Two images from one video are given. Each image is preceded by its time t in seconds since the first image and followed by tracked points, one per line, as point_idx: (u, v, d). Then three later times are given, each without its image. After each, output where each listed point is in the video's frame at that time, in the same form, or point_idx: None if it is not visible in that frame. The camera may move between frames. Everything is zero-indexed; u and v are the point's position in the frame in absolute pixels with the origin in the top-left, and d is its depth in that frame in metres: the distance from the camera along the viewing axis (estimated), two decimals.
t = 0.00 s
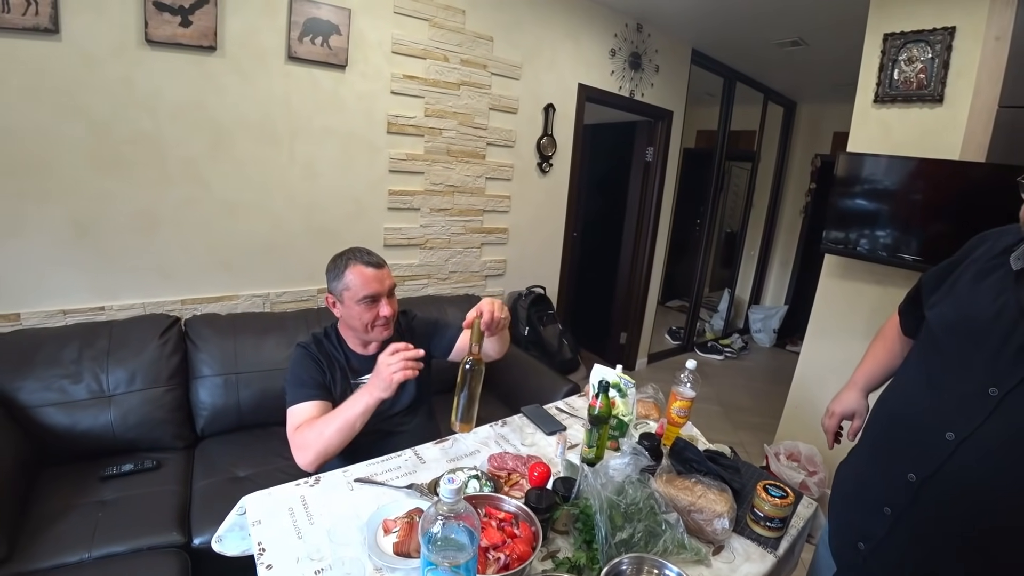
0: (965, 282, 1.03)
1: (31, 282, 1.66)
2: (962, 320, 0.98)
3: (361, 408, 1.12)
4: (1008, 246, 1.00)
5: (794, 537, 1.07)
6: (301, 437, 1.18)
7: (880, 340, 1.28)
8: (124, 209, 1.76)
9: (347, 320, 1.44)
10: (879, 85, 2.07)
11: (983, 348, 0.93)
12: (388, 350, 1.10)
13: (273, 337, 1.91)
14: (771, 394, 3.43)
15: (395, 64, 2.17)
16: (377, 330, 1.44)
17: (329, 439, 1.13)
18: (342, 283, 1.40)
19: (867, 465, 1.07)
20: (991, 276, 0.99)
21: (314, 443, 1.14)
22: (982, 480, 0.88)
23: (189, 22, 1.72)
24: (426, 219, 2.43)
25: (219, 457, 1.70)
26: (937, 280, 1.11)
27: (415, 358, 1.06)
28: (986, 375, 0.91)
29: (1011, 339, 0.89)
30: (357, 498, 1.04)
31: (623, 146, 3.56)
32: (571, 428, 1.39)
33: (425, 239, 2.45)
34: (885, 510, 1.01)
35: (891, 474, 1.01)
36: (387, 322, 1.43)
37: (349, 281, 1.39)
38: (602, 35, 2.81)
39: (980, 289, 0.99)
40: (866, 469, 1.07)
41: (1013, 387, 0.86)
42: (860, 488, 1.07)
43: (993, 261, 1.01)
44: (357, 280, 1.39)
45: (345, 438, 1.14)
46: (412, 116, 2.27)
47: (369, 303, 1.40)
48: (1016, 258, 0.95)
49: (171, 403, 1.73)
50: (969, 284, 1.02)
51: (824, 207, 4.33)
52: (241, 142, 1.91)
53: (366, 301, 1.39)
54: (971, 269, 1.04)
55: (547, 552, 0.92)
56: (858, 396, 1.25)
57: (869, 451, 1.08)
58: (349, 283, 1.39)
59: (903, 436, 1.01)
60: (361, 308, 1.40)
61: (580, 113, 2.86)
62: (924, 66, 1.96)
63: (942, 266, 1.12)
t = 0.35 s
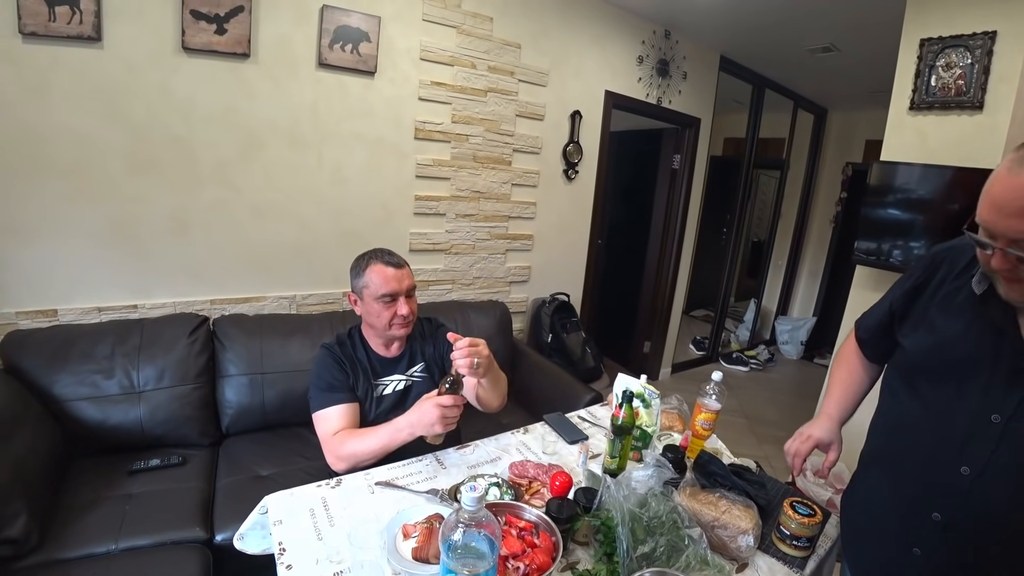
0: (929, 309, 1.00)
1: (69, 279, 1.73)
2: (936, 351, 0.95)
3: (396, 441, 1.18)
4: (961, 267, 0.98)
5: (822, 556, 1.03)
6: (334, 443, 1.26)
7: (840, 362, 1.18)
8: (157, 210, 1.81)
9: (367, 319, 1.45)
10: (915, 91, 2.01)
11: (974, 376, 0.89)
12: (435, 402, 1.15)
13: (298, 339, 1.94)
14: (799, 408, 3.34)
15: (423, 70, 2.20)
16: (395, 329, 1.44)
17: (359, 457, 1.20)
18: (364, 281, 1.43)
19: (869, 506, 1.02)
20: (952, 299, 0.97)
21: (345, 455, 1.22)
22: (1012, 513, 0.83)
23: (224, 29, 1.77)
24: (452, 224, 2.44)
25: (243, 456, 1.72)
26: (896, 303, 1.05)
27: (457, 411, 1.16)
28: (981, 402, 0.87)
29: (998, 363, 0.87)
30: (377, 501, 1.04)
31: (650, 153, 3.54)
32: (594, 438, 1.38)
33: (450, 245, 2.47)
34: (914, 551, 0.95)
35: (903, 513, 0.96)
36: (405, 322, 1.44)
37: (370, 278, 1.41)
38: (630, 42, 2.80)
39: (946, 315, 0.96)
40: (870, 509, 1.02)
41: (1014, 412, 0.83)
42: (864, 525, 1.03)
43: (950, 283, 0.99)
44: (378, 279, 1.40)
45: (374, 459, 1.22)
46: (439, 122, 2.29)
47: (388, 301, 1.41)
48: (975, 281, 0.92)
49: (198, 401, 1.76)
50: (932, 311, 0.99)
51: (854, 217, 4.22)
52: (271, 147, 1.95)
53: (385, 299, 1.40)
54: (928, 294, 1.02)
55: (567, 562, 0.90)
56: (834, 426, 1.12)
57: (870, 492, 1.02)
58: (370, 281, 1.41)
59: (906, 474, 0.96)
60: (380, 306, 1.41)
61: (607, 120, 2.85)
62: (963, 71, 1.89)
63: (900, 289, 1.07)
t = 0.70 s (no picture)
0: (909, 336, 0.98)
1: (103, 278, 1.80)
2: (921, 376, 0.93)
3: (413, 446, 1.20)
4: (932, 292, 0.99)
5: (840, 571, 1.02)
6: (354, 445, 1.29)
7: (835, 414, 1.13)
8: (187, 214, 1.87)
9: (390, 321, 1.48)
10: (941, 103, 1.98)
11: (961, 396, 0.89)
12: (454, 408, 1.19)
13: (320, 341, 1.98)
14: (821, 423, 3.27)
15: (447, 80, 2.24)
16: (417, 332, 1.46)
17: (377, 461, 1.23)
18: (387, 284, 1.45)
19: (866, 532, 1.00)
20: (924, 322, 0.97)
21: (365, 458, 1.25)
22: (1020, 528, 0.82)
23: (256, 40, 1.83)
24: (472, 231, 2.47)
25: (264, 455, 1.76)
26: (885, 339, 1.03)
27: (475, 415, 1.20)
28: (973, 421, 0.87)
29: (984, 382, 0.87)
30: (395, 502, 1.05)
31: (671, 163, 3.53)
32: (611, 446, 1.38)
33: (470, 252, 2.49)
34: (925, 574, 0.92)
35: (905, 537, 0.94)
36: (427, 325, 1.46)
37: (393, 282, 1.44)
38: (651, 52, 2.81)
39: (922, 340, 0.95)
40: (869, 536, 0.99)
41: (1006, 428, 0.84)
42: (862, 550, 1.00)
43: (921, 309, 0.99)
44: (401, 282, 1.43)
45: (393, 463, 1.25)
46: (462, 131, 2.32)
47: (410, 305, 1.43)
48: (946, 304, 0.93)
49: (222, 399, 1.81)
50: (908, 338, 0.99)
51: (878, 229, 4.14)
52: (298, 153, 2.01)
53: (408, 302, 1.43)
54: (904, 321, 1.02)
55: (582, 568, 0.90)
56: (841, 485, 1.03)
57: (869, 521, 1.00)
58: (393, 285, 1.44)
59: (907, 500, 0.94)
60: (402, 310, 1.44)
61: (628, 130, 2.86)
62: (991, 83, 1.85)
63: (885, 320, 1.05)
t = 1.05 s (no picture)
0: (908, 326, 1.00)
1: (117, 286, 1.83)
2: (917, 366, 0.94)
3: (419, 440, 1.24)
4: (932, 282, 1.00)
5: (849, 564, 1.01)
6: (362, 443, 1.32)
7: (838, 394, 1.16)
8: (199, 221, 1.91)
9: (400, 322, 1.50)
10: (945, 97, 1.97)
11: (955, 385, 0.89)
12: (455, 409, 1.20)
13: (330, 344, 2.01)
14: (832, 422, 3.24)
15: (451, 85, 2.27)
16: (427, 333, 1.49)
17: (385, 456, 1.27)
18: (398, 286, 1.48)
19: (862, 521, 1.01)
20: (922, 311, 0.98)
21: (372, 454, 1.28)
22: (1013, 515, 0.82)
23: (264, 50, 1.87)
24: (479, 234, 2.49)
25: (276, 457, 1.78)
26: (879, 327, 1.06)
27: (476, 420, 1.20)
28: (965, 408, 0.88)
29: (979, 370, 0.87)
30: (407, 500, 1.07)
31: (676, 164, 3.54)
32: (618, 443, 1.39)
33: (477, 255, 2.51)
34: (921, 561, 0.92)
35: (901, 525, 0.95)
36: (436, 326, 1.48)
37: (404, 284, 1.46)
38: (654, 54, 2.82)
39: (919, 329, 0.97)
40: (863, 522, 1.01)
41: (998, 416, 0.84)
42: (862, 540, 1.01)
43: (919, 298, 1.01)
44: (412, 284, 1.45)
45: (399, 458, 1.29)
46: (467, 135, 2.35)
47: (420, 306, 1.46)
48: (945, 295, 0.94)
49: (234, 403, 1.84)
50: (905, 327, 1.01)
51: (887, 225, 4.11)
52: (307, 160, 2.04)
53: (418, 303, 1.45)
54: (900, 310, 1.04)
55: (590, 562, 0.92)
56: (838, 459, 1.09)
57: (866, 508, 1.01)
58: (404, 286, 1.46)
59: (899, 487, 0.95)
60: (413, 311, 1.46)
61: (632, 131, 2.87)
62: (995, 76, 1.85)
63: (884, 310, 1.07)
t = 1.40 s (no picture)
0: (909, 326, 1.00)
1: (101, 294, 1.79)
2: (923, 368, 0.94)
3: (412, 443, 1.23)
4: (934, 282, 0.99)
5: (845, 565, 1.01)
6: (356, 451, 1.31)
7: (838, 389, 1.16)
8: (185, 227, 1.87)
9: (391, 328, 1.48)
10: (932, 95, 1.99)
11: (962, 386, 0.89)
12: (450, 413, 1.16)
13: (320, 351, 1.98)
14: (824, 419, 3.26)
15: (441, 87, 2.24)
16: (420, 340, 1.47)
17: (380, 462, 1.26)
18: (389, 292, 1.45)
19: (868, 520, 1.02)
20: (925, 311, 0.98)
21: (367, 461, 1.27)
22: (1021, 513, 0.83)
23: (249, 52, 1.83)
24: (470, 237, 2.47)
25: (266, 467, 1.75)
26: (877, 325, 1.05)
27: (469, 425, 1.16)
28: (973, 409, 0.88)
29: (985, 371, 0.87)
30: (401, 512, 1.05)
31: (666, 163, 3.54)
32: (614, 447, 1.38)
33: (468, 257, 2.50)
34: (930, 562, 0.92)
35: (909, 527, 0.95)
36: (429, 332, 1.47)
37: (396, 291, 1.44)
38: (644, 53, 2.82)
39: (922, 331, 0.97)
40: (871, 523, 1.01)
41: (1006, 417, 0.84)
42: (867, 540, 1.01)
43: (921, 298, 1.00)
44: (404, 291, 1.43)
45: (395, 463, 1.28)
46: (457, 137, 2.33)
47: (413, 313, 1.44)
48: (952, 295, 0.94)
49: (223, 412, 1.80)
50: (902, 327, 1.02)
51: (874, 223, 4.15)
52: (294, 163, 2.01)
53: (410, 310, 1.43)
54: (898, 310, 1.03)
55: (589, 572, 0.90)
56: (839, 455, 1.09)
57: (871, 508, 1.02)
58: (396, 293, 1.44)
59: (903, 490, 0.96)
60: (405, 318, 1.44)
61: (622, 132, 2.87)
62: (982, 75, 1.87)
63: (882, 309, 1.06)
